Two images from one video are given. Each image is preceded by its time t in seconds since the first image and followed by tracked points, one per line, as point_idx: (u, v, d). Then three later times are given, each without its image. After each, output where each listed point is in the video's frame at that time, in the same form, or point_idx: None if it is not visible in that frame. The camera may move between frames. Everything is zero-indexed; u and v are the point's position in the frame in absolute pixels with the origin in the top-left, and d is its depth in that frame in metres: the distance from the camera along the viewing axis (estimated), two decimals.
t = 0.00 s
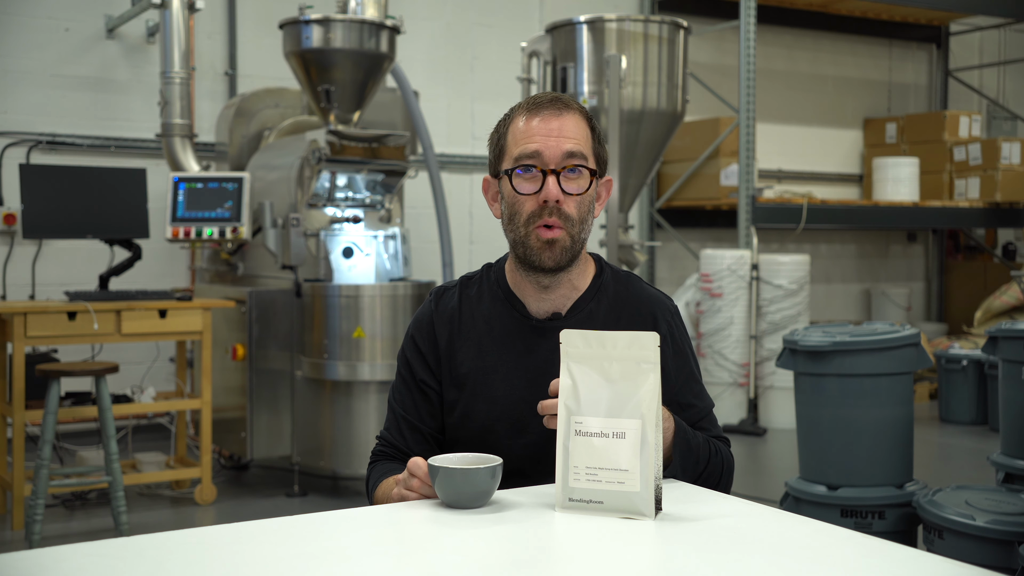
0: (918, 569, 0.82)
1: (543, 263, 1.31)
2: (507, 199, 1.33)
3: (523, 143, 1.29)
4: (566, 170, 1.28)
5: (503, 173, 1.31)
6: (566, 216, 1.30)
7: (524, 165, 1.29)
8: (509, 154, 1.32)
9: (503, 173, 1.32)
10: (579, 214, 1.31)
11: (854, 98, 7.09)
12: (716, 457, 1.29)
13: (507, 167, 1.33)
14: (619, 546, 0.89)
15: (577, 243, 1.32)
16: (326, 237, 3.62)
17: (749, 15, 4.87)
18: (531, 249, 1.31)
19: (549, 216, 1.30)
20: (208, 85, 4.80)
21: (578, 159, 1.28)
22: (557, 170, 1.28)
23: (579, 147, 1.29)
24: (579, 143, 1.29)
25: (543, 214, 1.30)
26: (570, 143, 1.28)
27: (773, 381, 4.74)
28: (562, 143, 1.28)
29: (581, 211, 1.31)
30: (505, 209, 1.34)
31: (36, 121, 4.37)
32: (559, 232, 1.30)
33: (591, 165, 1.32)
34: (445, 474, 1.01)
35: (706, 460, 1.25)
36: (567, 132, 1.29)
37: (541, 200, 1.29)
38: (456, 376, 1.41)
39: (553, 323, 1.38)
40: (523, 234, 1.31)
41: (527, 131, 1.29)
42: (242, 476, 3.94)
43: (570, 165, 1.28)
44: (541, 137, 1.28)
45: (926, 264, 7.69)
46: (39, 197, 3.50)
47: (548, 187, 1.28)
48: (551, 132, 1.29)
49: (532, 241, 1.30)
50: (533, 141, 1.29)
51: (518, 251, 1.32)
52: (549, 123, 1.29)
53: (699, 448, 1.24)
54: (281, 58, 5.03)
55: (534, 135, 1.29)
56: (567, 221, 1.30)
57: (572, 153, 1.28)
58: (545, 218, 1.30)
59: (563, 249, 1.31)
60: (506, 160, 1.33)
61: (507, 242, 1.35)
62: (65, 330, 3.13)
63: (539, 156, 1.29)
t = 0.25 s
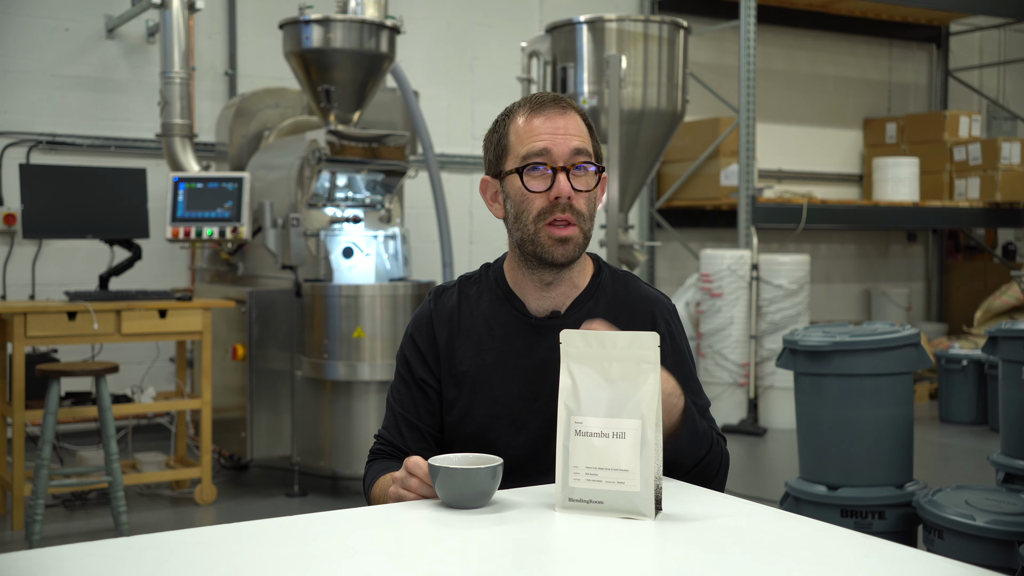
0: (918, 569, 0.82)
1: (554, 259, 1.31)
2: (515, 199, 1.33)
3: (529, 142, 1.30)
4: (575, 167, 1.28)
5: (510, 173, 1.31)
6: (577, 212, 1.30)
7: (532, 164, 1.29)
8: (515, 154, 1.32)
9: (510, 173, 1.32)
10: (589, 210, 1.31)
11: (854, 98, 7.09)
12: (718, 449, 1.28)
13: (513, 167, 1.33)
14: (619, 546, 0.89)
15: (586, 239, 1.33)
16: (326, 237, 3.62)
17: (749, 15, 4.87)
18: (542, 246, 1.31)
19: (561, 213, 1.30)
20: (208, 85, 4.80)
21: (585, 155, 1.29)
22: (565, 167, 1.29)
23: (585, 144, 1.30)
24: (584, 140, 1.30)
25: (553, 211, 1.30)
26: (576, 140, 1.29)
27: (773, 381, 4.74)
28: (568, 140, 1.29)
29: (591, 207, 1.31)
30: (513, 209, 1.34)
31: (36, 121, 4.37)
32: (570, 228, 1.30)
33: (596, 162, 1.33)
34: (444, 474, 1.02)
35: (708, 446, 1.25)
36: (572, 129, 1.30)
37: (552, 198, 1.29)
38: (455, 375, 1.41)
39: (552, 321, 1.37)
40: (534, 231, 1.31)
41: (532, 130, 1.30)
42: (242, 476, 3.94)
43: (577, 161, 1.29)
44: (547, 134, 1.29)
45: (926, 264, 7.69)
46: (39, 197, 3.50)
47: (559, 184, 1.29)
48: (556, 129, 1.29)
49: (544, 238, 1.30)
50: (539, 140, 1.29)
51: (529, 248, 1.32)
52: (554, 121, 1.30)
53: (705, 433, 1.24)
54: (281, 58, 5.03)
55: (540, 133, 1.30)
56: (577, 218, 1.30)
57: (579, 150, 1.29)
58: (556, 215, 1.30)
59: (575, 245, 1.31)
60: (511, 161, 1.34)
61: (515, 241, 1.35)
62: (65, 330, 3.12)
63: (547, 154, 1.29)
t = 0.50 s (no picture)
0: (919, 569, 0.82)
1: (552, 255, 1.31)
2: (512, 198, 1.33)
3: (526, 142, 1.31)
4: (572, 167, 1.28)
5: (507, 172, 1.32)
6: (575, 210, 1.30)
7: (529, 163, 1.30)
8: (512, 154, 1.34)
9: (507, 172, 1.33)
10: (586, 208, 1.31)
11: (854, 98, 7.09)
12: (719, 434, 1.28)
13: (511, 167, 1.33)
14: (619, 546, 0.89)
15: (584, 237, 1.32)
16: (326, 237, 3.62)
17: (749, 15, 4.87)
18: (539, 243, 1.30)
19: (558, 211, 1.29)
20: (208, 85, 4.80)
21: (581, 154, 1.29)
22: (562, 165, 1.29)
23: (581, 144, 1.30)
24: (580, 140, 1.31)
25: (551, 209, 1.29)
26: (572, 139, 1.30)
27: (773, 381, 4.74)
28: (565, 140, 1.30)
29: (589, 206, 1.31)
30: (510, 208, 1.34)
31: (36, 121, 4.37)
32: (568, 225, 1.30)
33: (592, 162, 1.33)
34: (444, 474, 1.02)
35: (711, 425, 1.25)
36: (568, 129, 1.31)
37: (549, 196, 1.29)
38: (453, 375, 1.41)
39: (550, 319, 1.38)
40: (531, 229, 1.31)
41: (529, 131, 1.31)
42: (242, 476, 3.94)
43: (574, 160, 1.29)
44: (544, 134, 1.30)
45: (926, 264, 7.69)
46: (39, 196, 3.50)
47: (557, 184, 1.28)
48: (553, 129, 1.30)
49: (541, 234, 1.30)
50: (536, 139, 1.30)
51: (526, 245, 1.31)
52: (551, 122, 1.31)
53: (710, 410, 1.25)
54: (281, 58, 5.03)
55: (536, 133, 1.31)
56: (575, 216, 1.30)
57: (575, 149, 1.30)
58: (553, 213, 1.30)
59: (573, 242, 1.31)
60: (509, 161, 1.34)
61: (513, 239, 1.34)
62: (64, 330, 3.12)
63: (544, 153, 1.30)
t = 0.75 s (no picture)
0: (919, 570, 0.82)
1: (537, 255, 1.32)
2: (501, 197, 1.33)
3: (517, 141, 1.31)
4: (560, 167, 1.29)
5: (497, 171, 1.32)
6: (562, 210, 1.30)
7: (519, 162, 1.30)
8: (504, 152, 1.34)
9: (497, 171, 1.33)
10: (575, 208, 1.31)
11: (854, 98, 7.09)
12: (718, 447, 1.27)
13: (501, 165, 1.34)
14: (619, 546, 0.89)
15: (572, 237, 1.33)
16: (326, 237, 3.62)
17: (749, 15, 4.87)
18: (526, 243, 1.31)
19: (544, 211, 1.30)
20: (208, 85, 4.80)
21: (570, 154, 1.29)
22: (550, 165, 1.29)
23: (571, 143, 1.30)
24: (571, 139, 1.30)
25: (538, 209, 1.30)
26: (563, 139, 1.30)
27: (773, 381, 4.74)
28: (555, 139, 1.30)
29: (577, 206, 1.31)
30: (500, 206, 1.35)
31: (36, 121, 4.37)
32: (555, 225, 1.31)
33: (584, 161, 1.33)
34: (444, 474, 1.01)
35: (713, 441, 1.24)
36: (559, 128, 1.30)
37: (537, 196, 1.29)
38: (452, 374, 1.41)
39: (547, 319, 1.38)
40: (518, 229, 1.31)
41: (520, 129, 1.31)
42: (242, 476, 3.94)
43: (563, 160, 1.29)
44: (534, 133, 1.30)
45: (926, 264, 7.69)
46: (40, 197, 3.50)
47: (543, 183, 1.29)
48: (543, 128, 1.30)
49: (528, 234, 1.31)
50: (526, 139, 1.30)
51: (514, 245, 1.33)
52: (542, 121, 1.31)
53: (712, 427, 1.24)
54: (281, 58, 5.03)
55: (526, 133, 1.30)
56: (562, 216, 1.30)
57: (565, 149, 1.30)
58: (540, 213, 1.30)
59: (559, 242, 1.31)
60: (500, 160, 1.35)
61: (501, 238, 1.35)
62: (64, 330, 3.12)
63: (533, 153, 1.30)
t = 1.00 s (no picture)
0: (919, 569, 0.82)
1: (535, 254, 1.32)
2: (500, 197, 1.33)
3: (516, 141, 1.31)
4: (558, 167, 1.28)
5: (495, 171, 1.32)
6: (560, 210, 1.30)
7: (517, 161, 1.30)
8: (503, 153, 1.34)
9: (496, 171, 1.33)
10: (573, 208, 1.31)
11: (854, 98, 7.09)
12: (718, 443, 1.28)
13: (500, 165, 1.33)
14: (619, 546, 0.89)
15: (571, 237, 1.32)
16: (326, 237, 3.62)
17: (749, 15, 4.87)
18: (524, 242, 1.31)
19: (543, 211, 1.29)
20: (208, 85, 4.80)
21: (569, 154, 1.29)
22: (548, 165, 1.29)
23: (570, 143, 1.30)
24: (570, 139, 1.30)
25: (536, 208, 1.29)
26: (561, 139, 1.29)
27: (773, 381, 4.74)
28: (554, 140, 1.29)
29: (577, 205, 1.31)
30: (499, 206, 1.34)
31: (36, 121, 4.37)
32: (553, 225, 1.30)
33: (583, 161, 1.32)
34: (444, 474, 1.01)
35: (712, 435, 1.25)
36: (559, 128, 1.30)
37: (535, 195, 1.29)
38: (452, 375, 1.41)
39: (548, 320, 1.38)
40: (517, 228, 1.31)
41: (519, 129, 1.30)
42: (242, 476, 3.94)
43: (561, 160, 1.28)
44: (533, 133, 1.30)
45: (926, 264, 7.69)
46: (40, 197, 3.50)
47: (541, 183, 1.28)
48: (543, 128, 1.30)
49: (526, 233, 1.30)
50: (525, 138, 1.30)
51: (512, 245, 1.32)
52: (541, 121, 1.30)
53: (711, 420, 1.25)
54: (281, 58, 5.03)
55: (526, 133, 1.30)
56: (560, 216, 1.30)
57: (563, 149, 1.29)
58: (538, 212, 1.30)
59: (558, 241, 1.31)
60: (499, 160, 1.34)
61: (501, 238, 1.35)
62: (64, 330, 3.12)
63: (532, 152, 1.29)
